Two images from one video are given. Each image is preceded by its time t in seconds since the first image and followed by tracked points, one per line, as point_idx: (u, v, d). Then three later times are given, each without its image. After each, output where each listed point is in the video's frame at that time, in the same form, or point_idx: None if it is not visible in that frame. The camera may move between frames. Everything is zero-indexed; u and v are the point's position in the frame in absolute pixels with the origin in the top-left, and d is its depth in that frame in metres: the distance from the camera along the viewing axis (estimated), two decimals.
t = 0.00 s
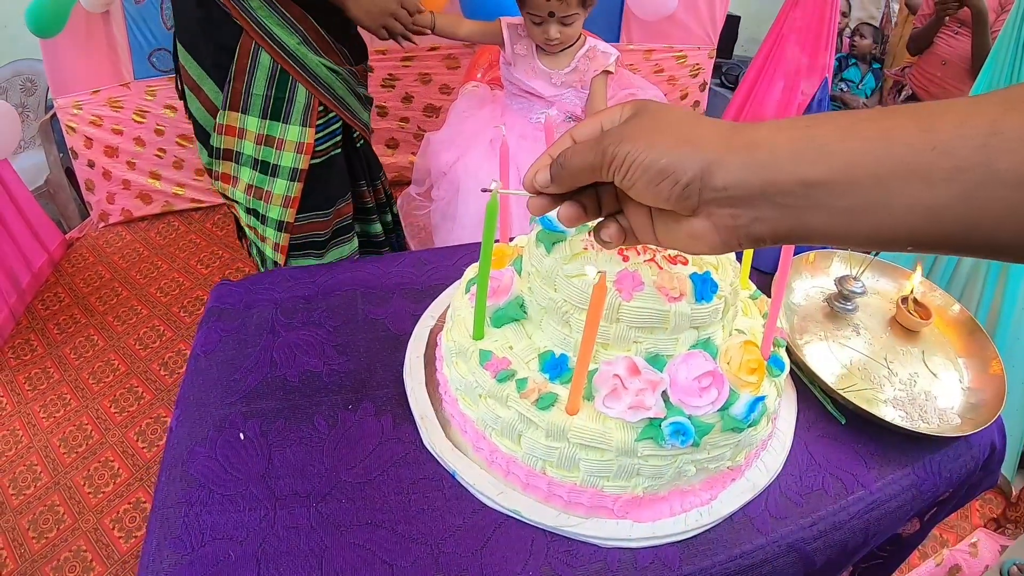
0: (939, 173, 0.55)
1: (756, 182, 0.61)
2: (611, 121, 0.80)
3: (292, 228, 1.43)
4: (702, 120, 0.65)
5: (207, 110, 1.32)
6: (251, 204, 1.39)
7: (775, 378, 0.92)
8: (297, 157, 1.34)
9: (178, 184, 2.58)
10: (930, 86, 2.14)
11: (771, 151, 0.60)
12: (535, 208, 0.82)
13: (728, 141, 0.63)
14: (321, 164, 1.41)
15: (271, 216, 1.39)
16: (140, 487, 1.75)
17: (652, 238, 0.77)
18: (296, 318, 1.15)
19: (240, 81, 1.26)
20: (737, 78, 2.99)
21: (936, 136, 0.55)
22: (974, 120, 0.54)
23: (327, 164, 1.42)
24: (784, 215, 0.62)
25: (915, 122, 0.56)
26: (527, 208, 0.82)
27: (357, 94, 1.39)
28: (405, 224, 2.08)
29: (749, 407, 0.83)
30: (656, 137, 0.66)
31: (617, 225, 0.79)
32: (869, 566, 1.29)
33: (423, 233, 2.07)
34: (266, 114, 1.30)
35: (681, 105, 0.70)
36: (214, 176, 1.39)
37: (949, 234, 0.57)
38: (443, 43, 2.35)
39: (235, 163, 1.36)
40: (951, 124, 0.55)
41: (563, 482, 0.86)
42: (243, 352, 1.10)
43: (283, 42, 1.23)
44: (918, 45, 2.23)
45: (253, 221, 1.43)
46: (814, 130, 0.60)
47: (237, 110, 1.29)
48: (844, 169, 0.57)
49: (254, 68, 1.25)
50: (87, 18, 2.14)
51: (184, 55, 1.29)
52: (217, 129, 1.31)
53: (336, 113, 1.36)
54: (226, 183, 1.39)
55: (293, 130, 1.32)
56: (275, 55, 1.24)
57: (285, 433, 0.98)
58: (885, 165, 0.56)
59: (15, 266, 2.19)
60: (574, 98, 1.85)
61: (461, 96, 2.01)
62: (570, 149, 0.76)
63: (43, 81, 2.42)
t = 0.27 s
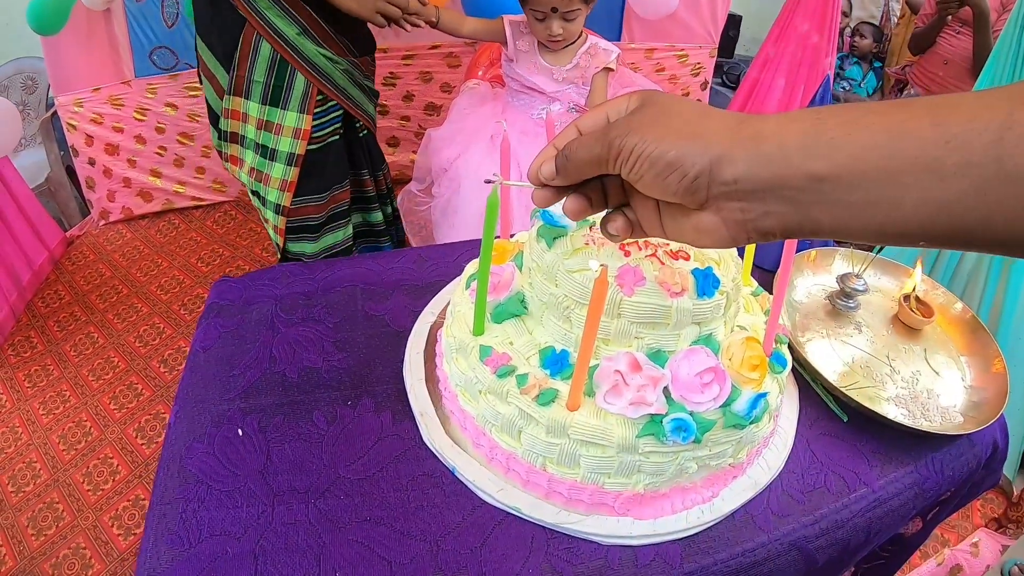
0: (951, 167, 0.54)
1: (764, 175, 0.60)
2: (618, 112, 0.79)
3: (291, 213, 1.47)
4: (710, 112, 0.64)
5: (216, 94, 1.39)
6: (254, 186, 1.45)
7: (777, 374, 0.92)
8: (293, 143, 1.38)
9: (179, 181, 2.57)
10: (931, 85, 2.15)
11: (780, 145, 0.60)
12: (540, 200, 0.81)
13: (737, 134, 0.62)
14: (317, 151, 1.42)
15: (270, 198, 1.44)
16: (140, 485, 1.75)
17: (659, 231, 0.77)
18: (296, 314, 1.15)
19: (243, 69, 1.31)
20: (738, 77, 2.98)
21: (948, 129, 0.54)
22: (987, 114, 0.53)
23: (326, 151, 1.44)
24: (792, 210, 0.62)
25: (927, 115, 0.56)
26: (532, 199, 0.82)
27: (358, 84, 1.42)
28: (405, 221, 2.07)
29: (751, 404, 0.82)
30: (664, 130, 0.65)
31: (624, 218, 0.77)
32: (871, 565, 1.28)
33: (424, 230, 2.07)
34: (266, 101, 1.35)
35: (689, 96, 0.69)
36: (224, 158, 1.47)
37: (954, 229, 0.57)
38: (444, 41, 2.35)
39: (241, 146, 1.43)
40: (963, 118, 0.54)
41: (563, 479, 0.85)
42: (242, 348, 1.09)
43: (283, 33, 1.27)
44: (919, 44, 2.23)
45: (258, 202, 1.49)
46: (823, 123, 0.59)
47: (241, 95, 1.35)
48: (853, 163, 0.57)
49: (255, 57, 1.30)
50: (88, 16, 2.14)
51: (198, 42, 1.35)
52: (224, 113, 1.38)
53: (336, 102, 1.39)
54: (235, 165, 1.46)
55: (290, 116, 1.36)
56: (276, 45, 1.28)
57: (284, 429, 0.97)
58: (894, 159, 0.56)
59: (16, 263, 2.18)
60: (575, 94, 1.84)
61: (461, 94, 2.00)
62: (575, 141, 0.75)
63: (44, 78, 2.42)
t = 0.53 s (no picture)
0: (948, 186, 0.55)
1: (758, 193, 0.61)
2: (613, 126, 0.79)
3: (291, 211, 1.47)
4: (705, 129, 0.65)
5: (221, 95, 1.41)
6: (256, 184, 1.46)
7: (771, 384, 0.92)
8: (294, 141, 1.39)
9: (178, 184, 2.58)
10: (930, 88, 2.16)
11: (774, 163, 0.60)
12: (535, 212, 0.82)
13: (731, 151, 0.62)
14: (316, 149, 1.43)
15: (271, 196, 1.44)
16: (138, 487, 1.75)
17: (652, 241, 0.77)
18: (293, 321, 1.15)
19: (245, 69, 1.32)
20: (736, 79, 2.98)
21: (943, 149, 0.55)
22: (982, 134, 0.54)
23: (325, 150, 1.45)
24: (785, 228, 0.62)
25: (924, 132, 0.56)
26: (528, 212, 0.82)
27: (359, 85, 1.42)
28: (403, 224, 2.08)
29: (744, 414, 0.83)
30: (658, 146, 0.65)
31: (619, 231, 0.78)
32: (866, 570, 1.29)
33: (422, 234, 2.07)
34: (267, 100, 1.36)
35: (684, 112, 0.70)
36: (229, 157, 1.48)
37: (945, 246, 0.57)
38: (442, 44, 2.35)
39: (245, 144, 1.44)
40: (959, 137, 0.55)
41: (557, 488, 0.86)
42: (239, 355, 1.10)
43: (283, 33, 1.28)
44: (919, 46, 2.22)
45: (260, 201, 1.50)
46: (818, 141, 0.59)
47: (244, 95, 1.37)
48: (849, 181, 0.57)
49: (256, 57, 1.30)
50: (86, 19, 2.14)
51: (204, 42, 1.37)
52: (228, 111, 1.40)
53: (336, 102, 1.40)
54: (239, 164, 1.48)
55: (290, 115, 1.37)
56: (276, 45, 1.28)
57: (281, 436, 0.98)
58: (889, 177, 0.56)
59: (15, 266, 2.19)
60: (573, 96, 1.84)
61: (458, 98, 2.00)
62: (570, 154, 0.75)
63: (43, 81, 2.42)
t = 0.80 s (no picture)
0: (948, 191, 0.55)
1: (757, 196, 0.61)
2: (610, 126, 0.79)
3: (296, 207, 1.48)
4: (702, 131, 0.65)
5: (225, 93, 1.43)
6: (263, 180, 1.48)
7: (769, 386, 0.92)
8: (295, 139, 1.39)
9: (175, 185, 2.58)
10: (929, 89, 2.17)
11: (772, 166, 0.60)
12: (533, 213, 0.82)
13: (729, 154, 0.62)
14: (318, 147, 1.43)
15: (276, 192, 1.46)
16: (136, 489, 1.75)
17: (649, 244, 0.77)
18: (290, 323, 1.15)
19: (245, 66, 1.33)
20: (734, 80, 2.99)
21: (945, 152, 0.55)
22: (983, 138, 0.54)
23: (326, 148, 1.44)
24: (783, 232, 0.62)
25: (924, 136, 0.56)
26: (525, 212, 0.82)
27: (359, 84, 1.41)
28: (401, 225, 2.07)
29: (742, 416, 0.83)
30: (655, 149, 0.65)
31: (616, 233, 0.78)
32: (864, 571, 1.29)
33: (420, 236, 2.07)
34: (268, 98, 1.36)
35: (682, 113, 0.70)
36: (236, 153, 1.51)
37: (943, 250, 0.57)
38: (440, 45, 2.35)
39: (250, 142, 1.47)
40: (960, 141, 0.55)
41: (555, 491, 0.85)
42: (236, 358, 1.09)
43: (281, 30, 1.27)
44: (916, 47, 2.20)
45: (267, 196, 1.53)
46: (818, 144, 0.59)
47: (245, 93, 1.38)
48: (848, 185, 0.57)
49: (256, 54, 1.31)
50: (84, 20, 2.14)
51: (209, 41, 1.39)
52: (231, 110, 1.42)
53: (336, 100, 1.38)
54: (247, 160, 1.51)
55: (291, 112, 1.36)
56: (274, 42, 1.28)
57: (278, 439, 0.98)
58: (889, 181, 0.56)
59: (13, 268, 2.18)
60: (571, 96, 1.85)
61: (455, 99, 2.00)
62: (568, 156, 0.75)
63: (41, 82, 2.42)
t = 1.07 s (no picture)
0: (950, 184, 0.54)
1: (758, 190, 0.61)
2: (612, 121, 0.79)
3: (298, 206, 1.46)
4: (703, 124, 0.64)
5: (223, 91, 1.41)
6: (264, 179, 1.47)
7: (769, 380, 0.92)
8: (295, 137, 1.36)
9: (174, 184, 2.57)
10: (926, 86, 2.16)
11: (774, 159, 0.60)
12: (533, 210, 0.82)
13: (731, 147, 0.62)
14: (320, 145, 1.40)
15: (278, 191, 1.44)
16: (135, 488, 1.74)
17: (653, 241, 0.78)
18: (288, 320, 1.15)
19: (241, 64, 1.31)
20: (733, 78, 2.99)
21: (948, 145, 0.55)
22: (987, 131, 0.54)
23: (325, 146, 1.41)
24: (786, 225, 0.62)
25: (926, 130, 0.56)
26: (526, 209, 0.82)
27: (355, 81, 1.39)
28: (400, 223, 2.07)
29: (743, 410, 0.83)
30: (657, 142, 0.65)
31: (619, 229, 0.78)
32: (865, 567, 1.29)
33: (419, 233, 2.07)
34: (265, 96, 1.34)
35: (682, 107, 0.69)
36: (236, 153, 1.49)
37: (952, 243, 0.57)
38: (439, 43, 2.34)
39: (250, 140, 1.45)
40: (964, 134, 0.54)
41: (555, 486, 0.85)
42: (235, 354, 1.09)
43: (274, 26, 1.25)
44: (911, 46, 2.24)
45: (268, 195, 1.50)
46: (821, 136, 0.59)
47: (242, 92, 1.35)
48: (851, 178, 0.57)
49: (251, 52, 1.28)
50: (82, 18, 2.14)
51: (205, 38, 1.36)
52: (229, 109, 1.40)
53: (333, 97, 1.36)
54: (247, 159, 1.49)
55: (288, 111, 1.34)
56: (268, 39, 1.26)
57: (276, 435, 0.97)
58: (892, 173, 0.56)
59: (11, 267, 2.18)
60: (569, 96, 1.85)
61: (455, 97, 2.01)
62: (569, 151, 0.75)
63: (39, 81, 2.42)
